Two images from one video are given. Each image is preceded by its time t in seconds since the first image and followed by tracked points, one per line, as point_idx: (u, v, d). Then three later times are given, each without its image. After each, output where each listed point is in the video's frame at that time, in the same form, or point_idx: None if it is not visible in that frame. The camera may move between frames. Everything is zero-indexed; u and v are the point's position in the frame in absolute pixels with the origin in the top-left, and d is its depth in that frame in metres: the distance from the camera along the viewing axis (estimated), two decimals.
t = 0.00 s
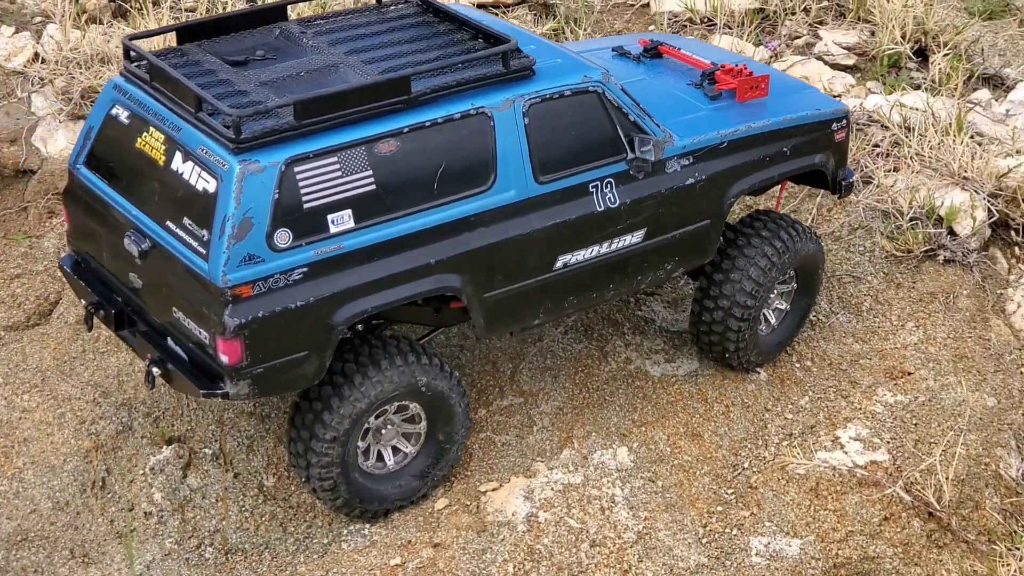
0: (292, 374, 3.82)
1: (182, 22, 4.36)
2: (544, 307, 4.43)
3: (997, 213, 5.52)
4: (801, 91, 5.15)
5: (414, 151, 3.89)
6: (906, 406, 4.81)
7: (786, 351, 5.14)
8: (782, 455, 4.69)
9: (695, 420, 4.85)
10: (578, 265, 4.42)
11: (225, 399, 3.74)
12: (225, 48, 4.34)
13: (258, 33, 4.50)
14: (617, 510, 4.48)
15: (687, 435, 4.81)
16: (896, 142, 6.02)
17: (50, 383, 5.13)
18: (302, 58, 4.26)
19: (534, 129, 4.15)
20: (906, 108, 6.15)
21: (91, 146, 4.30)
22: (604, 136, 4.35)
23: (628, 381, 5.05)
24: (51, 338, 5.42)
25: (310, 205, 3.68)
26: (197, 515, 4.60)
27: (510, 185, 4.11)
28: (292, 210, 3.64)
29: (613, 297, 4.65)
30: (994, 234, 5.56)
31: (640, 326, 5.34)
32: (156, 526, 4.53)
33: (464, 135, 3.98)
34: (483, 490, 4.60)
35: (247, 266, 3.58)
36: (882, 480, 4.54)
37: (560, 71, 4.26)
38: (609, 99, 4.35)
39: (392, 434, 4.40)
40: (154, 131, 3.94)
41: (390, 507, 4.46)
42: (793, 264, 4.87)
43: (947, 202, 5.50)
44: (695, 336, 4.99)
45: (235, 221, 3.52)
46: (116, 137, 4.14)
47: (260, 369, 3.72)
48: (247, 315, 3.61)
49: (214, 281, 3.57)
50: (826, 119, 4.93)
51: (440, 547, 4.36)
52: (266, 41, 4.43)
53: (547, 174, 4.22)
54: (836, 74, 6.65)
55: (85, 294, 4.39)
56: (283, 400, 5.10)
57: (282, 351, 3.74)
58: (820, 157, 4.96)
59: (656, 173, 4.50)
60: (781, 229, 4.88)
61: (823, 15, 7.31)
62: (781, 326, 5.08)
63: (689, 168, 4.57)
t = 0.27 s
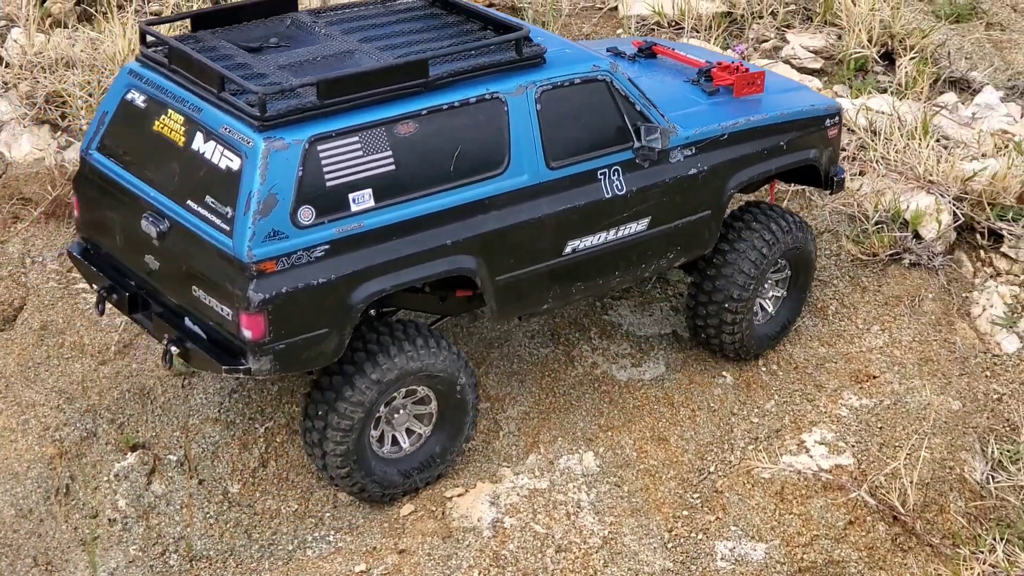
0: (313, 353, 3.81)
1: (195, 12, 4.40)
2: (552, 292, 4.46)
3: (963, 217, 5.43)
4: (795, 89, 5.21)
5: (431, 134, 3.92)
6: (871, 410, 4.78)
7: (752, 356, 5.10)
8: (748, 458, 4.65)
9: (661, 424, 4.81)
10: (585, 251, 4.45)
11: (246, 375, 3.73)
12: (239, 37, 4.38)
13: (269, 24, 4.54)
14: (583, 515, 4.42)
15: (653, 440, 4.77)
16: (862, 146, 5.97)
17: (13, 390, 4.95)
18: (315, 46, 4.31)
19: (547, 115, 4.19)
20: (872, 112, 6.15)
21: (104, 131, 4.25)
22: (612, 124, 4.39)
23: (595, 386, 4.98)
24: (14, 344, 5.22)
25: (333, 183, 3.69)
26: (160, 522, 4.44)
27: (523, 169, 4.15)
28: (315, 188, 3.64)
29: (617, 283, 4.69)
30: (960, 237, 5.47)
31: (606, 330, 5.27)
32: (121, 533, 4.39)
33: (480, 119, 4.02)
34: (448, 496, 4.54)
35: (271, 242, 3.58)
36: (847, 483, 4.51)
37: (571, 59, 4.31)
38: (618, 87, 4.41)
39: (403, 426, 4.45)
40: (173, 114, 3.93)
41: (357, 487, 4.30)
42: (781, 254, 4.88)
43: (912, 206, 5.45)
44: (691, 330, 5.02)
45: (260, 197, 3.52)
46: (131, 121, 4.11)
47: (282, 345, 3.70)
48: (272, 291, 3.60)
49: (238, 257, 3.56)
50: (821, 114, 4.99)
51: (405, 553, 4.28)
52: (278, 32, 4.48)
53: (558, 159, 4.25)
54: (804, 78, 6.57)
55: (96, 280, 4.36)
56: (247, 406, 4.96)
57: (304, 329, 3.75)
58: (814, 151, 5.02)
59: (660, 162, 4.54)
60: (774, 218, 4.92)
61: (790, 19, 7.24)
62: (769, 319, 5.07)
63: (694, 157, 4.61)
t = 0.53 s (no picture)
0: (338, 343, 3.82)
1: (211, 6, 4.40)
2: (566, 284, 4.47)
3: (934, 225, 5.45)
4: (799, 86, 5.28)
5: (451, 126, 3.95)
6: (843, 418, 4.76)
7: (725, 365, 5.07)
8: (720, 467, 4.61)
9: (634, 433, 4.75)
10: (598, 243, 4.46)
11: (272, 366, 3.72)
12: (257, 32, 4.39)
13: (285, 19, 4.55)
14: (555, 524, 4.35)
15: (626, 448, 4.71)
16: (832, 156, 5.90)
17: None
18: (333, 40, 4.32)
19: (562, 108, 4.23)
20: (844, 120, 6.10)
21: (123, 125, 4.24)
22: (624, 118, 4.43)
23: (568, 395, 4.92)
24: None
25: (358, 174, 3.71)
26: (132, 532, 4.31)
27: (539, 161, 4.18)
28: (341, 178, 3.67)
29: (629, 277, 4.70)
30: (932, 246, 5.48)
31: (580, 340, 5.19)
32: (91, 544, 4.25)
33: (498, 111, 4.06)
34: (421, 506, 4.45)
35: (299, 231, 3.59)
36: (819, 492, 4.48)
37: (584, 54, 4.36)
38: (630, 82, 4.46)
39: (419, 420, 4.47)
40: (195, 106, 3.93)
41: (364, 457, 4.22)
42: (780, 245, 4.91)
43: (884, 214, 5.45)
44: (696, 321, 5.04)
45: (287, 187, 3.54)
46: (151, 114, 4.10)
47: (309, 335, 3.71)
48: (299, 279, 3.61)
49: (266, 246, 3.57)
50: (822, 109, 5.04)
51: (377, 564, 4.18)
52: (294, 27, 4.48)
53: (573, 152, 4.28)
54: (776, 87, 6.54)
55: (114, 272, 4.33)
56: (219, 415, 4.85)
57: (329, 318, 3.75)
58: (815, 147, 5.06)
59: (670, 155, 4.56)
60: (775, 213, 4.93)
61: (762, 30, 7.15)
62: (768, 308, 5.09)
63: (703, 151, 4.63)
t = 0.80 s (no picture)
0: (360, 342, 3.85)
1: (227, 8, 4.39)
2: (579, 281, 4.50)
3: (911, 236, 5.44)
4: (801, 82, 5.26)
5: (469, 128, 3.98)
6: (819, 428, 4.75)
7: (702, 375, 5.01)
8: (697, 478, 4.56)
9: (611, 444, 4.72)
10: (610, 241, 4.50)
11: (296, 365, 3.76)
12: (273, 33, 4.38)
13: (300, 20, 4.54)
14: (532, 536, 4.30)
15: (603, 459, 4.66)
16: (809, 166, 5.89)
17: None
18: (348, 41, 4.32)
19: (574, 108, 4.25)
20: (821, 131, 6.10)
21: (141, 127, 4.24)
22: (635, 117, 4.45)
23: (545, 406, 4.88)
24: None
25: (379, 175, 3.74)
26: (110, 544, 4.19)
27: (553, 160, 4.20)
28: (363, 180, 3.69)
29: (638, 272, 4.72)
30: (908, 256, 5.49)
31: (557, 350, 5.12)
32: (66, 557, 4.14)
33: (514, 112, 4.08)
34: (397, 518, 4.38)
35: (323, 233, 3.63)
36: (795, 502, 4.44)
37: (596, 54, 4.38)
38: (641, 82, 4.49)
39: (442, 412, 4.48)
40: (215, 108, 3.93)
41: (383, 439, 4.23)
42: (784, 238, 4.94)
43: (860, 224, 5.44)
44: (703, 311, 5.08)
45: (311, 189, 3.57)
46: (169, 117, 4.10)
47: (332, 334, 3.74)
48: (323, 280, 3.65)
49: (291, 247, 3.60)
50: (826, 106, 5.04)
51: None
52: (309, 28, 4.48)
53: (586, 151, 4.31)
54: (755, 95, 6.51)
55: (132, 272, 4.34)
56: (196, 427, 4.74)
57: (352, 317, 3.79)
58: (818, 143, 5.07)
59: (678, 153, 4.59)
60: (780, 207, 4.96)
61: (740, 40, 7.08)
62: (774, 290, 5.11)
63: (712, 148, 4.65)
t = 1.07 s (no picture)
0: (378, 340, 3.85)
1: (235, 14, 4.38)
2: (587, 277, 4.52)
3: (890, 247, 5.47)
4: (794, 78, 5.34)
5: (481, 126, 3.99)
6: (799, 440, 4.72)
7: (681, 387, 4.96)
8: (676, 491, 4.52)
9: (591, 457, 4.65)
10: (617, 237, 4.52)
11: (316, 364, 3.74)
12: (281, 37, 4.38)
13: (306, 25, 4.54)
14: (511, 550, 4.23)
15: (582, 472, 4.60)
16: (790, 176, 5.89)
17: None
18: (357, 44, 4.33)
19: (581, 106, 4.28)
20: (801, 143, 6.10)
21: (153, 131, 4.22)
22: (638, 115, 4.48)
23: (525, 419, 4.83)
24: None
25: (395, 174, 3.74)
26: (87, 558, 4.08)
27: (562, 157, 4.22)
28: (379, 179, 3.70)
29: (644, 268, 4.75)
30: (887, 267, 5.52)
31: (537, 361, 5.04)
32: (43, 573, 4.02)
33: (524, 110, 4.10)
34: (376, 532, 4.29)
35: (341, 231, 3.62)
36: (774, 515, 4.40)
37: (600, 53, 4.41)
38: (644, 80, 4.53)
39: (453, 413, 4.47)
40: (229, 112, 3.92)
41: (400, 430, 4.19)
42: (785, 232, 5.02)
43: (839, 237, 5.49)
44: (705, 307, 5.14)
45: (329, 188, 3.56)
46: (181, 122, 4.09)
47: (351, 332, 3.74)
48: (343, 279, 3.64)
49: (310, 247, 3.59)
50: (822, 101, 5.11)
51: None
52: (317, 32, 4.48)
53: (593, 148, 4.33)
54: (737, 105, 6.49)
55: (146, 276, 4.32)
56: (174, 440, 4.64)
57: (369, 315, 3.78)
58: (814, 139, 5.14)
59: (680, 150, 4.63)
60: (776, 205, 5.04)
61: (720, 50, 7.01)
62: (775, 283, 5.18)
63: (712, 145, 4.71)
